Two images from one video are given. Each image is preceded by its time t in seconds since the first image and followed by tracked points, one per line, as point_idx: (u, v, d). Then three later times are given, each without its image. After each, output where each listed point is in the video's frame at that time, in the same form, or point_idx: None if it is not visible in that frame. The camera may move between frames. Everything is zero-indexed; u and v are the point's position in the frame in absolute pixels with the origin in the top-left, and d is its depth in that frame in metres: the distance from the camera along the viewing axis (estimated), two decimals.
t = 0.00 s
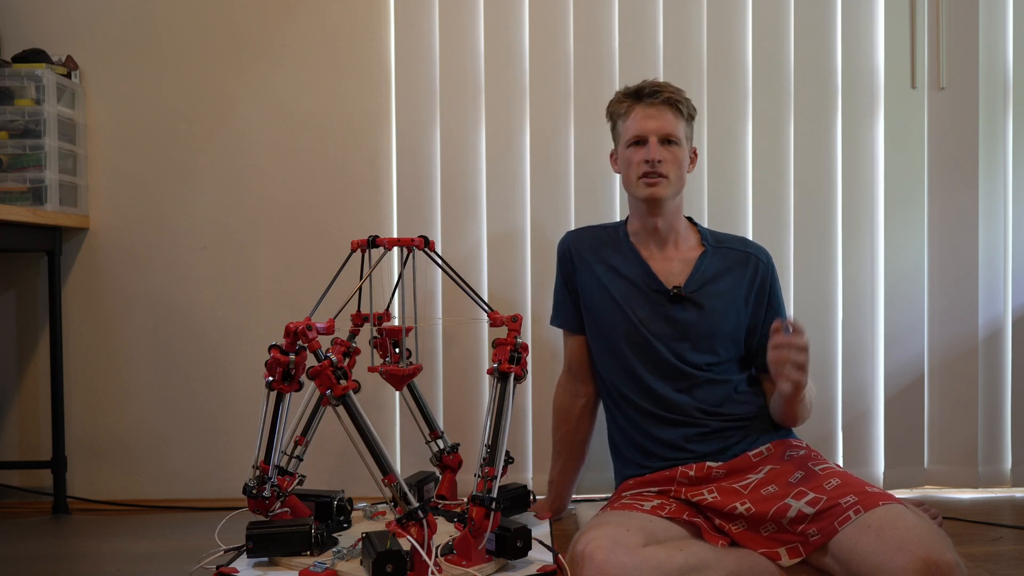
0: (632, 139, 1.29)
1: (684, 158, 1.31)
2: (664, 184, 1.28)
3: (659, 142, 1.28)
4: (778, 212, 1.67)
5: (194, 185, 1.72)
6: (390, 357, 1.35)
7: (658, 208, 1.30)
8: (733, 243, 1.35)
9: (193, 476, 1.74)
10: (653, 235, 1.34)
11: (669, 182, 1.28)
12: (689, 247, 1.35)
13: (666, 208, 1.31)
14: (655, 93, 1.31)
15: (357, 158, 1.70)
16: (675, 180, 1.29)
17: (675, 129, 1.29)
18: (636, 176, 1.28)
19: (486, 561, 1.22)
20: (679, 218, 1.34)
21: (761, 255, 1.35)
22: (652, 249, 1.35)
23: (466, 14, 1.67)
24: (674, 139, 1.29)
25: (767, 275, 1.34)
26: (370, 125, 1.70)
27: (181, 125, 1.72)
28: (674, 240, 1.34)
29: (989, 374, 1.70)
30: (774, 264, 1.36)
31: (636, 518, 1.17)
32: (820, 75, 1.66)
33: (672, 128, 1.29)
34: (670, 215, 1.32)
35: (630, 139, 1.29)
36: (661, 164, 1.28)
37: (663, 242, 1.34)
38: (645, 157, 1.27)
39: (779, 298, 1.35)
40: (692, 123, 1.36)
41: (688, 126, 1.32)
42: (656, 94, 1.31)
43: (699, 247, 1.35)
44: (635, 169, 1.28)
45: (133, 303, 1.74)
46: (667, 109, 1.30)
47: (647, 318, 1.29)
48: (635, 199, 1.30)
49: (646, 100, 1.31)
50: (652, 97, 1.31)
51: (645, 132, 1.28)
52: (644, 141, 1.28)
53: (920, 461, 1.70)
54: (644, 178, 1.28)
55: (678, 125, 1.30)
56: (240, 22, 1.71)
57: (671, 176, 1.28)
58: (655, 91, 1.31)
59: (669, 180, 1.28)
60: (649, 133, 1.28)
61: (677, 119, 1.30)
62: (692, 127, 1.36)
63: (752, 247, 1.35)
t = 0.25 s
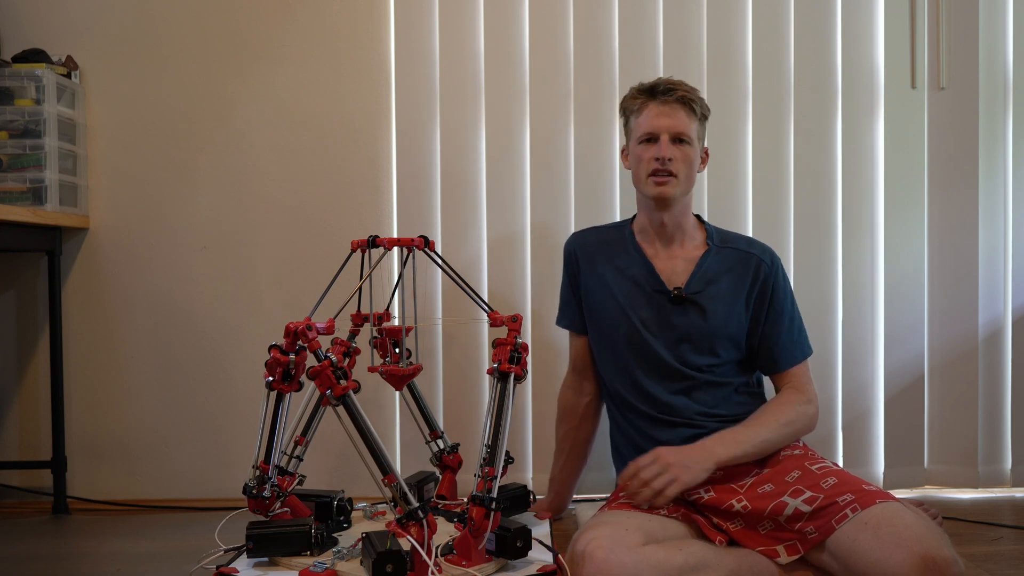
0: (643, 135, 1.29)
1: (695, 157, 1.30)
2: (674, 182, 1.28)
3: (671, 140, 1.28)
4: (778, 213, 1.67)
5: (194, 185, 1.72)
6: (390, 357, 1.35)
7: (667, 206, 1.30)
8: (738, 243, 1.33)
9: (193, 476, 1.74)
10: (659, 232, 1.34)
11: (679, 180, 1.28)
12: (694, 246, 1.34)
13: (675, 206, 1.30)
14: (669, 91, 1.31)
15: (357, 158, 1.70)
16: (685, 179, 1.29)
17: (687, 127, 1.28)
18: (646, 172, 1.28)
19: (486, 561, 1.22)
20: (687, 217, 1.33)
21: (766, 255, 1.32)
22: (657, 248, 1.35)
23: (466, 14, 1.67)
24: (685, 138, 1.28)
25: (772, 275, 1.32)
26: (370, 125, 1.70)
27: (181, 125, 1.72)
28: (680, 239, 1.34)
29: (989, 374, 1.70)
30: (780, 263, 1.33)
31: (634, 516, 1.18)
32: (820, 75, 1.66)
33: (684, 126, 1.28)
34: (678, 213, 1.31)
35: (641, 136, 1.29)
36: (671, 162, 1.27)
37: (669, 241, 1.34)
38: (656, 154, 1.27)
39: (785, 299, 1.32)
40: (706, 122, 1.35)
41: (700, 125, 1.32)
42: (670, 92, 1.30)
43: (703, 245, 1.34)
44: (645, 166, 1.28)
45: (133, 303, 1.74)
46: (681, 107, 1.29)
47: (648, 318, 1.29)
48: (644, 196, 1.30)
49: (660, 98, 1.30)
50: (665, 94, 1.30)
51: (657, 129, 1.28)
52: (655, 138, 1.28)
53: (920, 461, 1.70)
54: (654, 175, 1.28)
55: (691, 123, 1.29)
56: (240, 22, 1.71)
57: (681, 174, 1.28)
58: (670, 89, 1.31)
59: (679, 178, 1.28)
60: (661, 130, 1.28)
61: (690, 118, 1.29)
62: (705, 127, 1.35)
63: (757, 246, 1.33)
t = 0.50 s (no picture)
0: (655, 144, 1.27)
1: (709, 167, 1.27)
2: (683, 194, 1.26)
3: (681, 151, 1.25)
4: (778, 213, 1.67)
5: (194, 185, 1.72)
6: (390, 357, 1.35)
7: (678, 214, 1.29)
8: (752, 245, 1.32)
9: (193, 476, 1.74)
10: (673, 235, 1.33)
11: (688, 192, 1.26)
12: (707, 247, 1.33)
13: (687, 214, 1.29)
14: (685, 98, 1.26)
15: (357, 158, 1.70)
16: (695, 190, 1.27)
17: (700, 138, 1.25)
18: (655, 182, 1.27)
19: (486, 561, 1.22)
20: (703, 220, 1.32)
21: (779, 258, 1.31)
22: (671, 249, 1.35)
23: (465, 14, 1.67)
24: (696, 150, 1.25)
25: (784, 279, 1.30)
26: (369, 125, 1.70)
27: (181, 125, 1.72)
28: (696, 241, 1.33)
29: (989, 374, 1.70)
30: (794, 267, 1.31)
31: (634, 515, 1.17)
32: (821, 75, 1.66)
33: (695, 139, 1.24)
34: (692, 218, 1.30)
35: (653, 144, 1.27)
36: (679, 175, 1.25)
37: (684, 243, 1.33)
38: (664, 167, 1.25)
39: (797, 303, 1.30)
40: (728, 126, 1.30)
41: (717, 133, 1.27)
42: (686, 100, 1.26)
43: (717, 247, 1.33)
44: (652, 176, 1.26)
45: (133, 303, 1.74)
46: (695, 118, 1.25)
47: (657, 319, 1.30)
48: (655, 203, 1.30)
49: (675, 105, 1.26)
50: (680, 102, 1.26)
51: (668, 140, 1.25)
52: (665, 149, 1.26)
53: (920, 461, 1.70)
54: (662, 186, 1.26)
55: (705, 134, 1.25)
56: (240, 22, 1.71)
57: (691, 186, 1.26)
58: (686, 96, 1.26)
59: (688, 190, 1.26)
60: (671, 141, 1.25)
61: (704, 128, 1.25)
62: (727, 131, 1.30)
63: (771, 250, 1.32)
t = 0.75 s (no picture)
0: (687, 157, 1.24)
1: (735, 181, 1.26)
2: (709, 209, 1.25)
3: (713, 169, 1.23)
4: (779, 213, 1.67)
5: (194, 185, 1.72)
6: (390, 357, 1.35)
7: (698, 224, 1.28)
8: (758, 253, 1.30)
9: (193, 475, 1.74)
10: (684, 236, 1.33)
11: (714, 207, 1.25)
12: (714, 252, 1.31)
13: (708, 223, 1.29)
14: (725, 115, 1.21)
15: (357, 158, 1.70)
16: (720, 204, 1.26)
17: (733, 157, 1.22)
18: (681, 194, 1.26)
19: (486, 561, 1.22)
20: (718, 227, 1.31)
21: (783, 268, 1.28)
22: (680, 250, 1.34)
23: (465, 14, 1.67)
24: (729, 168, 1.23)
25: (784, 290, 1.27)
26: (369, 125, 1.70)
27: (181, 125, 1.72)
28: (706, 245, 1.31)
29: (989, 374, 1.70)
30: (799, 279, 1.28)
31: (633, 515, 1.17)
32: (820, 75, 1.66)
33: (730, 157, 1.22)
34: (709, 226, 1.30)
35: (685, 157, 1.24)
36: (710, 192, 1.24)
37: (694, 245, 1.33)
38: (695, 184, 1.23)
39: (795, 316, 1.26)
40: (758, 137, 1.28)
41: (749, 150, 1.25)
42: (726, 117, 1.21)
43: (724, 252, 1.32)
44: (681, 189, 1.25)
45: (133, 303, 1.74)
46: (732, 137, 1.21)
47: (656, 319, 1.30)
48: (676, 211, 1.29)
49: (714, 122, 1.21)
50: (719, 120, 1.21)
51: (702, 157, 1.22)
52: (698, 165, 1.23)
53: (920, 461, 1.70)
54: (689, 200, 1.25)
55: (739, 152, 1.23)
56: (240, 22, 1.71)
57: (718, 202, 1.25)
58: (726, 115, 1.21)
59: (714, 206, 1.25)
60: (705, 158, 1.22)
61: (739, 147, 1.22)
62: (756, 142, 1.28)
63: (777, 259, 1.29)
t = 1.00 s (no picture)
0: (694, 156, 1.24)
1: (743, 181, 1.26)
2: (716, 208, 1.25)
3: (720, 168, 1.23)
4: (779, 213, 1.67)
5: (194, 186, 1.72)
6: (390, 357, 1.35)
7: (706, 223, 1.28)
8: (766, 251, 1.31)
9: (193, 475, 1.74)
10: (692, 236, 1.33)
11: (721, 206, 1.25)
12: (723, 251, 1.33)
13: (715, 222, 1.29)
14: (732, 113, 1.22)
15: (357, 158, 1.70)
16: (728, 204, 1.26)
17: (740, 156, 1.22)
18: (688, 193, 1.26)
19: (486, 561, 1.22)
20: (726, 227, 1.32)
21: (791, 265, 1.30)
22: (687, 250, 1.35)
23: (465, 14, 1.67)
24: (736, 167, 1.23)
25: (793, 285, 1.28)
26: (369, 125, 1.70)
27: (181, 125, 1.72)
28: (714, 245, 1.33)
29: (989, 374, 1.70)
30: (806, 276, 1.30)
31: (634, 515, 1.17)
32: (821, 75, 1.66)
33: (737, 156, 1.22)
34: (716, 225, 1.30)
35: (691, 156, 1.24)
36: (717, 191, 1.24)
37: (701, 245, 1.33)
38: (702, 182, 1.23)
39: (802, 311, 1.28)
40: (766, 137, 1.28)
41: (756, 149, 1.25)
42: (733, 115, 1.22)
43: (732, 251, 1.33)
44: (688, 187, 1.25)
45: (133, 303, 1.74)
46: (739, 136, 1.22)
47: (665, 318, 1.30)
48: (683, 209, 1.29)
49: (720, 120, 1.22)
50: (727, 118, 1.22)
51: (708, 155, 1.22)
52: (705, 163, 1.23)
53: (920, 461, 1.70)
54: (696, 198, 1.25)
55: (746, 151, 1.23)
56: (240, 22, 1.71)
57: (725, 201, 1.25)
58: (733, 112, 1.22)
59: (721, 204, 1.25)
60: (711, 157, 1.23)
61: (746, 146, 1.23)
62: (764, 142, 1.28)
63: (785, 257, 1.31)
